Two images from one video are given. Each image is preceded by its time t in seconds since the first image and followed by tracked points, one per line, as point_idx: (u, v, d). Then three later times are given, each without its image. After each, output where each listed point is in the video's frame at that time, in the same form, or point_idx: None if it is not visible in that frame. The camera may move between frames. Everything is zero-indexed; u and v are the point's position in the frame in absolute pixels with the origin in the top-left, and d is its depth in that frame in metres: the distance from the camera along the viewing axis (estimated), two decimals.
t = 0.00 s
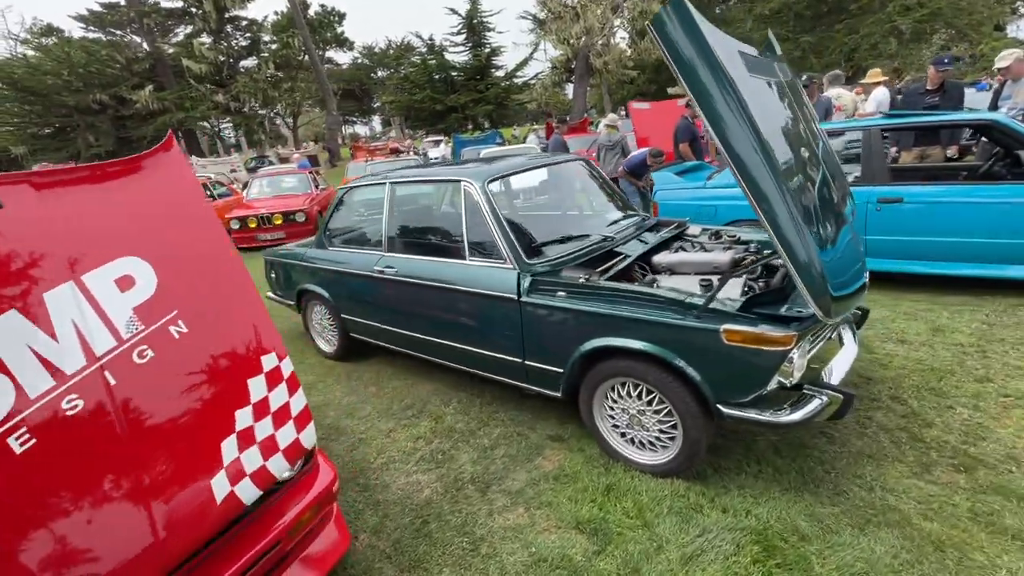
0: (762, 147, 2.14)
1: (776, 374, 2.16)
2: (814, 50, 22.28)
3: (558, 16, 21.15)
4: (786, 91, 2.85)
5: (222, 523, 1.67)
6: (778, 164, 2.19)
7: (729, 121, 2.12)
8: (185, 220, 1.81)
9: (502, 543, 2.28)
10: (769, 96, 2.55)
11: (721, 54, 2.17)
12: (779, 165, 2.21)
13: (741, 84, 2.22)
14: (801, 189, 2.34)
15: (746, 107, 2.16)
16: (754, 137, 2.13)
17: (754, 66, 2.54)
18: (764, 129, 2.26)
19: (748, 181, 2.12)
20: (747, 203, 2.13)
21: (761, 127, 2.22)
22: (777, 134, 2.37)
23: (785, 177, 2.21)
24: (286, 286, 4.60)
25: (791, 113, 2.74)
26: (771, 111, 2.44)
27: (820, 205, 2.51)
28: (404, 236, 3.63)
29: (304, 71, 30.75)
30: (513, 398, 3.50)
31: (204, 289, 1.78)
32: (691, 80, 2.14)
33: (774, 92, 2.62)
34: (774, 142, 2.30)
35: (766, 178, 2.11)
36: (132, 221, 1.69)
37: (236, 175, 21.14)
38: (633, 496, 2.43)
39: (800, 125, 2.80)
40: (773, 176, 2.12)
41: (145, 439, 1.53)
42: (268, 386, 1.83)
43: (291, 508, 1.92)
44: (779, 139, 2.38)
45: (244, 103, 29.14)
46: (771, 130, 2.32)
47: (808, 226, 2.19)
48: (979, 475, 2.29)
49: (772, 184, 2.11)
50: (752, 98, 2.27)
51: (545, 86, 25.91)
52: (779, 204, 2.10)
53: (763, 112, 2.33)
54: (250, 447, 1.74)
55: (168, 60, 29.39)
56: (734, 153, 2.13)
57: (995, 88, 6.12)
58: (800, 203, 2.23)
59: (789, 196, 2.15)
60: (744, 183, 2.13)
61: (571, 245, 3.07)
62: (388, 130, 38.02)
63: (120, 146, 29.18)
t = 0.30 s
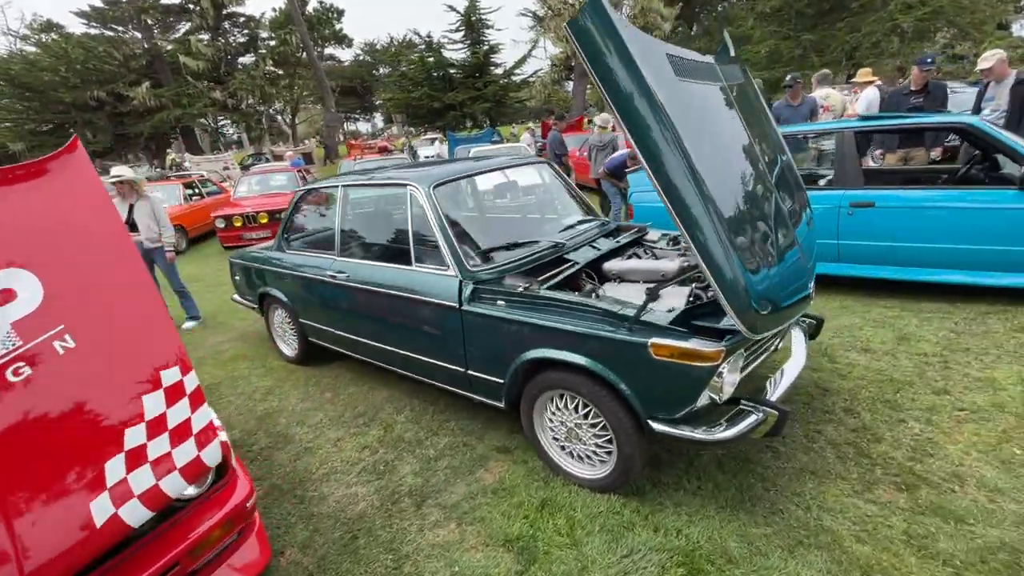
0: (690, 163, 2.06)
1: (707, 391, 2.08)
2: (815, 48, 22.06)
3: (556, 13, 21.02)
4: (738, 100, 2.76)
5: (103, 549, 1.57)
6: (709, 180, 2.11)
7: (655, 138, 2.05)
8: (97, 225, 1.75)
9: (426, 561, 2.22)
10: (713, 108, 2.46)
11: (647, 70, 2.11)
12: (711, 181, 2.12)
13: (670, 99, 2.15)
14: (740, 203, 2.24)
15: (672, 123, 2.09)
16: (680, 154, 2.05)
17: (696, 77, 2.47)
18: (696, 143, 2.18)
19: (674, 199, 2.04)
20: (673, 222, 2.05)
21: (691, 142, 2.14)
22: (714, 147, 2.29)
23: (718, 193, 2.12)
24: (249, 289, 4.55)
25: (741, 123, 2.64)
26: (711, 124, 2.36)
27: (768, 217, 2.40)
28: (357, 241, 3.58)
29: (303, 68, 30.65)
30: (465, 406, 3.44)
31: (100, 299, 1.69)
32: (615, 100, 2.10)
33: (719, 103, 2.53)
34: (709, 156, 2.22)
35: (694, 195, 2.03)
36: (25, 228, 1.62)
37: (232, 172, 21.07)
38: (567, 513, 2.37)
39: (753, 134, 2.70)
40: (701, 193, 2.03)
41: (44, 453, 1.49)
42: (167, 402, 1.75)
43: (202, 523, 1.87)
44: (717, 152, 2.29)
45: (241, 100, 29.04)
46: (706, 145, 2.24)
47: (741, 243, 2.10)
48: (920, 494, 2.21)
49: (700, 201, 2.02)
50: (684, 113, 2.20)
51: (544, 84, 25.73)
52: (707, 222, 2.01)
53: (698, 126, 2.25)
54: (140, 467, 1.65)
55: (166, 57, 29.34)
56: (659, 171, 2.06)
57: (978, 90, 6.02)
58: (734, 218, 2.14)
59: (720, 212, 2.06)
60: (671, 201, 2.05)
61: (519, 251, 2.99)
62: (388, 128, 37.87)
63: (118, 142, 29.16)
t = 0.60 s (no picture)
0: (614, 191, 2.01)
1: (636, 412, 2.02)
2: (796, 54, 22.32)
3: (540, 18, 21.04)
4: (683, 114, 2.69)
5: None
6: (635, 206, 2.05)
7: (577, 166, 1.99)
8: None
9: None
10: (651, 126, 2.40)
11: (570, 96, 2.04)
12: (637, 206, 2.07)
13: (596, 124, 2.09)
14: (673, 225, 2.18)
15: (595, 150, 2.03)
16: (603, 182, 1.99)
17: (632, 95, 2.40)
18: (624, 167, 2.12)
19: (596, 227, 1.98)
20: (596, 251, 2.00)
21: (618, 168, 2.08)
22: (647, 169, 2.23)
23: (645, 218, 2.06)
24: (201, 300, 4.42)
25: (685, 138, 2.58)
26: (646, 145, 2.30)
27: (709, 234, 2.33)
28: (302, 253, 3.48)
29: (286, 71, 30.32)
30: (413, 422, 3.35)
31: None
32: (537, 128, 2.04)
33: (659, 120, 2.47)
34: (639, 179, 2.16)
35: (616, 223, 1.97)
36: None
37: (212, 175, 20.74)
38: (500, 537, 2.30)
39: (698, 150, 2.63)
40: (624, 220, 1.98)
41: None
42: (53, 432, 1.46)
43: (104, 554, 1.72)
44: (651, 174, 2.23)
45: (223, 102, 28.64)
46: (637, 168, 2.18)
47: (669, 267, 2.04)
48: (855, 514, 2.18)
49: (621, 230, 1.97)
50: (612, 137, 2.14)
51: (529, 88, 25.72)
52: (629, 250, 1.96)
53: (629, 149, 2.19)
54: (16, 506, 1.41)
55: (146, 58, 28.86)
56: (583, 199, 2.00)
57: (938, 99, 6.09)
58: (664, 242, 2.08)
59: (644, 239, 2.01)
60: (593, 230, 1.99)
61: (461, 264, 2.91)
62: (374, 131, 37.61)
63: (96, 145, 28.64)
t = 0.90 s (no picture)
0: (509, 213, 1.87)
1: (538, 433, 1.91)
2: (752, 65, 23.02)
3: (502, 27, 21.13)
4: (599, 124, 2.59)
5: None
6: (535, 228, 1.93)
7: (467, 187, 1.84)
8: None
9: None
10: (558, 140, 2.29)
11: (458, 113, 1.90)
12: (537, 227, 1.94)
13: (491, 142, 1.96)
14: (579, 243, 2.07)
15: (489, 170, 1.89)
16: (498, 208, 1.85)
17: (537, 109, 2.28)
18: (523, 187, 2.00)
19: (500, 270, 1.84)
20: (491, 278, 1.86)
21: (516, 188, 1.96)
22: (552, 187, 2.11)
23: (545, 239, 1.94)
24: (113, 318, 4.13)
25: (599, 148, 2.47)
26: (551, 160, 2.18)
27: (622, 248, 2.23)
28: (213, 267, 3.27)
29: (245, 76, 29.49)
30: (334, 444, 3.17)
31: None
32: (424, 148, 1.88)
33: (568, 133, 2.35)
34: (541, 197, 2.04)
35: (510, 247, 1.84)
36: None
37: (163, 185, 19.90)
38: (404, 570, 2.14)
39: (615, 160, 2.53)
40: (519, 244, 1.85)
41: None
42: None
43: None
44: (556, 192, 2.12)
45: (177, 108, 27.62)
46: (539, 186, 2.06)
47: (572, 288, 1.93)
48: (770, 530, 2.12)
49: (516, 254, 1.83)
50: (510, 155, 2.01)
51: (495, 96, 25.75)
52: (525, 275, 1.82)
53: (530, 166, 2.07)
54: None
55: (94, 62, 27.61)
56: (482, 233, 1.84)
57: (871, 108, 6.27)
58: (566, 263, 1.96)
59: (542, 261, 1.88)
60: (487, 256, 1.85)
61: (374, 276, 2.76)
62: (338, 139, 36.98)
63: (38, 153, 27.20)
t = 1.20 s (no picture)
0: (382, 253, 1.72)
1: (425, 470, 1.77)
2: (695, 79, 23.93)
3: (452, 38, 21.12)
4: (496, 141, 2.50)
5: None
6: (413, 265, 1.80)
7: (336, 229, 1.66)
8: None
9: None
10: (446, 163, 2.17)
11: (323, 146, 1.73)
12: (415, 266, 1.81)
13: (363, 177, 1.82)
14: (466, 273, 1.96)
15: (360, 207, 1.74)
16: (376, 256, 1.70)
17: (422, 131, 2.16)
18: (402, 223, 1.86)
19: (379, 323, 1.67)
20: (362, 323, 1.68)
21: (392, 223, 1.82)
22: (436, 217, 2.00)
23: (426, 276, 1.82)
24: None
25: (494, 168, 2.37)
26: (435, 189, 2.07)
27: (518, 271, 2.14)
28: (95, 291, 2.97)
29: (184, 84, 28.21)
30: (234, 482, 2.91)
31: None
32: (285, 186, 1.69)
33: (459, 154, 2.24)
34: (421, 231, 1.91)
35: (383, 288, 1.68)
36: None
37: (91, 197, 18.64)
38: None
39: (513, 178, 2.45)
40: (394, 284, 1.70)
41: None
42: None
43: None
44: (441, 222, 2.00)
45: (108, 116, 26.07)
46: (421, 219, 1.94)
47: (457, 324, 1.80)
48: (676, 556, 2.06)
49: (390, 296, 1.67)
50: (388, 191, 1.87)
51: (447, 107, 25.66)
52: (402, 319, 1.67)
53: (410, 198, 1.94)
54: None
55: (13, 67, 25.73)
56: (359, 284, 1.66)
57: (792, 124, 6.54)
58: (451, 298, 1.84)
59: (420, 301, 1.75)
60: (358, 299, 1.66)
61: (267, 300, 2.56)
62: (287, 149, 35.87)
63: None
